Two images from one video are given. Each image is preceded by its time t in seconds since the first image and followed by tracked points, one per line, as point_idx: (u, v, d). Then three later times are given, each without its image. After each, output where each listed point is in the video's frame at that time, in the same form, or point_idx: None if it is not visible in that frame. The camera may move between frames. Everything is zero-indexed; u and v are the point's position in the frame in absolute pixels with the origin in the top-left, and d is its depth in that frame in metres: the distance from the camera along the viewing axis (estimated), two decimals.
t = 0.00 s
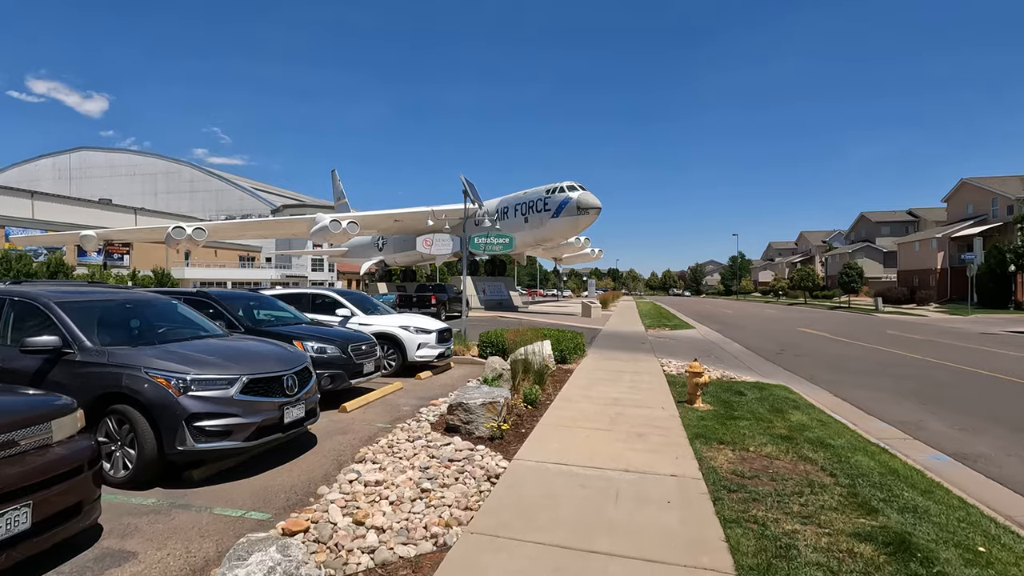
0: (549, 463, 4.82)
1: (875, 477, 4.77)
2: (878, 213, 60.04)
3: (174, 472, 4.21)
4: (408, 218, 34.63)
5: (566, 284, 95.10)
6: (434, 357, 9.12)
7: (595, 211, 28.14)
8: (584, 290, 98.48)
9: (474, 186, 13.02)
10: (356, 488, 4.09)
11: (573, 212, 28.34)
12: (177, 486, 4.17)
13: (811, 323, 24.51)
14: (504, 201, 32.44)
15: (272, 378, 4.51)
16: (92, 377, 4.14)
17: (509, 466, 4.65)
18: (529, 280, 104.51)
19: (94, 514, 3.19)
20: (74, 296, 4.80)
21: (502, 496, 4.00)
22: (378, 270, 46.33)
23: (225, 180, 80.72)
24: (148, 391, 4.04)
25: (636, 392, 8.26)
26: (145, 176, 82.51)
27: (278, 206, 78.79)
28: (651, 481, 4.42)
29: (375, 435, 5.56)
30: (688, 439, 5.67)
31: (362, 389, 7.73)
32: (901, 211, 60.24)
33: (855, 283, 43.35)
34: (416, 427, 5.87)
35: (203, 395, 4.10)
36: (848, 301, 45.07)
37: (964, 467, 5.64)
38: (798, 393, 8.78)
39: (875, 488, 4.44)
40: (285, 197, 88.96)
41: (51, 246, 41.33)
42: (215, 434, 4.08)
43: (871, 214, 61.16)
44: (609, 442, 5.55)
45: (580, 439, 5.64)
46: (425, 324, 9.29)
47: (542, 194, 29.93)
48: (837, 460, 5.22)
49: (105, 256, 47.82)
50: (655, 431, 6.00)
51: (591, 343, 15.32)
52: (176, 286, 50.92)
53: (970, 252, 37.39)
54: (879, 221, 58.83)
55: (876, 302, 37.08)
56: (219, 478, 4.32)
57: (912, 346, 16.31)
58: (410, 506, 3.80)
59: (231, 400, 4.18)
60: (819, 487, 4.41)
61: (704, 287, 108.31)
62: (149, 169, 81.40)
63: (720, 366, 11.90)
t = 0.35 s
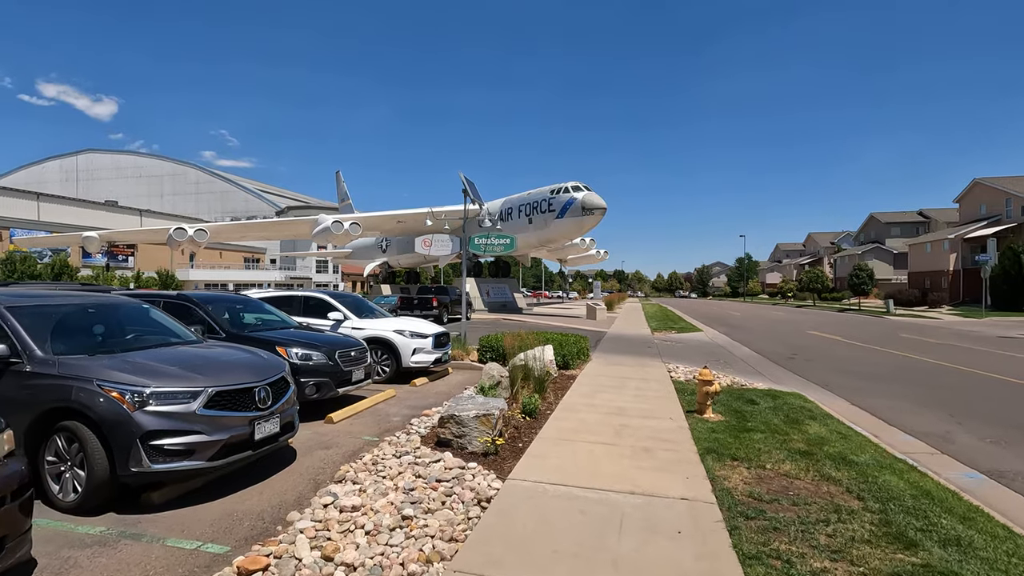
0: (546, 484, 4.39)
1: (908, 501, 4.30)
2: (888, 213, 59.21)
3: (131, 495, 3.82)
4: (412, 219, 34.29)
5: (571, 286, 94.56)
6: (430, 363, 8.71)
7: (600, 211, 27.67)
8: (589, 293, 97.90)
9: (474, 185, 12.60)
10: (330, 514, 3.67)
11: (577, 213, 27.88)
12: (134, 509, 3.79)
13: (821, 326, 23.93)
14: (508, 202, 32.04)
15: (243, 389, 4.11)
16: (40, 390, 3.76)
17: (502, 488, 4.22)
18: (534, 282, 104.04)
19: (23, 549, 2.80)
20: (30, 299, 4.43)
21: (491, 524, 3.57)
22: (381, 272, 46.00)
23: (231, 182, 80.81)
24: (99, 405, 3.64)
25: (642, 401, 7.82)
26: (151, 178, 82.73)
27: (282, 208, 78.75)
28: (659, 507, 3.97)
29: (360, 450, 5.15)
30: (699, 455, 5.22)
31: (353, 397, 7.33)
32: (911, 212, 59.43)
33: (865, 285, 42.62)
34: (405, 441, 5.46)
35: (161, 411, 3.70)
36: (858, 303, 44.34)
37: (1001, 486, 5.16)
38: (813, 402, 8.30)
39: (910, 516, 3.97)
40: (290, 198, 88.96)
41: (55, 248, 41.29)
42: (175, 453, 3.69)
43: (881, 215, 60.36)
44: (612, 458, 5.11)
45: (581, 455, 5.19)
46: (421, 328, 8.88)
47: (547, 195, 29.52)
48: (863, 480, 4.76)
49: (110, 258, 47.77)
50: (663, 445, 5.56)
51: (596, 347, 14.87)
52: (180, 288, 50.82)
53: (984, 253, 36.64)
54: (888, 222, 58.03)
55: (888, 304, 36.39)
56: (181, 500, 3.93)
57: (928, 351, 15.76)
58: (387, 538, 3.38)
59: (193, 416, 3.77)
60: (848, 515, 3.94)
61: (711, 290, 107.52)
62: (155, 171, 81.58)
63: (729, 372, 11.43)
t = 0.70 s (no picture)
0: (546, 504, 3.96)
1: (950, 526, 3.86)
2: (898, 214, 58.44)
3: (81, 519, 3.43)
4: (415, 219, 33.96)
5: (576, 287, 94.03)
6: (427, 367, 8.31)
7: (605, 211, 27.23)
8: (594, 294, 97.42)
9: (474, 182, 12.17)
10: (301, 542, 3.26)
11: (582, 212, 27.45)
12: (85, 534, 3.40)
13: (832, 328, 23.38)
14: (511, 202, 31.65)
15: (210, 399, 3.72)
16: None
17: (496, 510, 3.81)
18: (539, 283, 103.63)
19: None
20: None
21: (483, 555, 3.16)
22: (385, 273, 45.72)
23: (236, 183, 80.84)
24: (43, 419, 3.25)
25: (650, 408, 7.37)
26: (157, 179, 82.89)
27: (287, 209, 78.72)
28: (672, 533, 3.54)
29: (344, 464, 4.74)
30: (713, 471, 4.80)
31: (343, 404, 6.92)
32: (921, 213, 58.62)
33: (875, 286, 41.95)
34: (394, 453, 5.05)
35: (114, 425, 3.31)
36: (867, 304, 43.66)
37: None
38: (831, 410, 7.85)
39: (955, 545, 3.52)
40: (294, 199, 88.93)
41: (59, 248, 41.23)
42: (128, 473, 3.29)
43: (890, 215, 59.59)
44: (618, 474, 4.68)
45: (584, 470, 4.76)
46: (417, 331, 8.49)
47: (551, 194, 29.12)
48: (896, 500, 4.31)
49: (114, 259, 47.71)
50: (674, 459, 5.12)
51: (601, 350, 14.43)
52: (185, 288, 50.74)
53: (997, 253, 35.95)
54: (898, 223, 57.27)
55: (899, 306, 35.72)
56: (139, 524, 3.54)
57: (945, 354, 15.24)
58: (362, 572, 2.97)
59: (150, 431, 3.38)
60: (885, 543, 3.50)
61: (717, 291, 106.68)
62: (160, 172, 81.72)
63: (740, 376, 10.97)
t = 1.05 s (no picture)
0: (535, 526, 3.58)
1: (987, 554, 3.44)
2: (906, 214, 57.75)
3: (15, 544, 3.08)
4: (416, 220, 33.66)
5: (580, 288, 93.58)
6: (420, 371, 7.95)
7: (609, 211, 26.82)
8: (599, 295, 96.92)
9: (472, 179, 11.78)
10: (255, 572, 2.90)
11: (585, 212, 27.05)
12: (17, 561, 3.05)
13: (840, 330, 22.88)
14: (514, 202, 31.30)
15: (164, 410, 3.37)
16: None
17: (480, 533, 3.43)
18: (543, 284, 103.24)
19: None
20: None
21: None
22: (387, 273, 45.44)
23: (239, 184, 80.81)
24: None
25: (653, 415, 6.98)
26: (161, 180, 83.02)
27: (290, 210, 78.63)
28: (675, 561, 3.16)
29: (320, 478, 4.38)
30: (721, 487, 4.40)
31: (327, 410, 6.56)
32: (929, 213, 57.89)
33: (883, 288, 41.35)
34: (375, 466, 4.67)
35: (49, 440, 2.96)
36: (876, 306, 43.03)
37: None
38: (845, 417, 7.42)
39: None
40: (298, 200, 88.89)
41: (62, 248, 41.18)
42: (64, 494, 2.94)
43: (898, 215, 58.90)
44: (616, 490, 4.29)
45: (579, 485, 4.37)
46: (410, 334, 8.11)
47: (553, 194, 28.75)
48: (923, 523, 3.90)
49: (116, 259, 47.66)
50: (677, 473, 4.73)
51: (603, 352, 14.06)
52: (187, 289, 50.67)
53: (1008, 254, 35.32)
54: (906, 223, 56.59)
55: (908, 308, 35.14)
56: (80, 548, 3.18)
57: (959, 357, 14.77)
58: None
59: (90, 447, 3.03)
60: None
61: (722, 292, 105.92)
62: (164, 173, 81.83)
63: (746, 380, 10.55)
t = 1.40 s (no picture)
0: (520, 560, 3.17)
1: None
2: (913, 215, 57.01)
3: None
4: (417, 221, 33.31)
5: (584, 290, 93.12)
6: (410, 378, 7.56)
7: (612, 211, 26.36)
8: (603, 297, 96.39)
9: (468, 178, 11.39)
10: None
11: (588, 213, 26.60)
12: None
13: (849, 333, 22.37)
14: (516, 203, 30.89)
15: (100, 428, 3.00)
16: None
17: (456, 569, 3.02)
18: (546, 286, 102.78)
19: None
20: None
21: None
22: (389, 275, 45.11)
23: (243, 186, 80.75)
24: None
25: (656, 426, 6.54)
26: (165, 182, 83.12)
27: (293, 212, 78.52)
28: None
29: (286, 501, 3.98)
30: (731, 513, 3.97)
31: (307, 420, 6.16)
32: (937, 214, 57.12)
33: (891, 290, 40.69)
34: (350, 487, 4.27)
35: None
36: (884, 308, 42.37)
37: None
38: (860, 428, 6.98)
39: None
40: (302, 202, 88.83)
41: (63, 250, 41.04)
42: None
43: (906, 216, 58.16)
44: (614, 515, 3.87)
45: (572, 509, 3.94)
46: (399, 339, 7.71)
47: (556, 194, 28.35)
48: (959, 555, 3.48)
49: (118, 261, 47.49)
50: (681, 495, 4.29)
51: (605, 356, 13.65)
52: (189, 291, 50.52)
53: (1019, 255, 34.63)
54: (914, 224, 55.85)
55: (918, 310, 34.52)
56: None
57: (974, 362, 14.26)
58: None
59: (7, 474, 2.64)
60: None
61: (727, 294, 105.13)
62: (168, 175, 81.88)
63: (754, 387, 10.10)
